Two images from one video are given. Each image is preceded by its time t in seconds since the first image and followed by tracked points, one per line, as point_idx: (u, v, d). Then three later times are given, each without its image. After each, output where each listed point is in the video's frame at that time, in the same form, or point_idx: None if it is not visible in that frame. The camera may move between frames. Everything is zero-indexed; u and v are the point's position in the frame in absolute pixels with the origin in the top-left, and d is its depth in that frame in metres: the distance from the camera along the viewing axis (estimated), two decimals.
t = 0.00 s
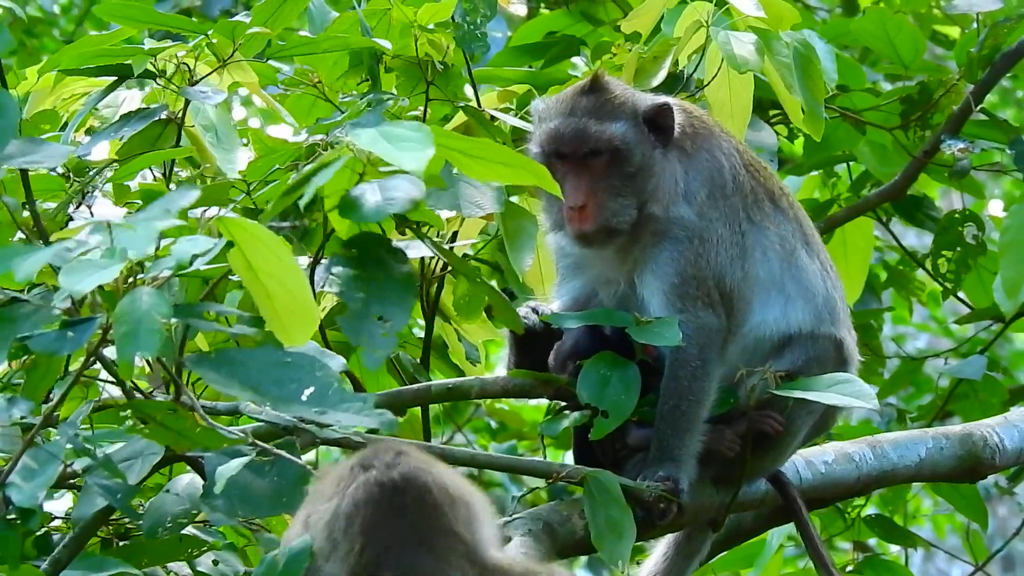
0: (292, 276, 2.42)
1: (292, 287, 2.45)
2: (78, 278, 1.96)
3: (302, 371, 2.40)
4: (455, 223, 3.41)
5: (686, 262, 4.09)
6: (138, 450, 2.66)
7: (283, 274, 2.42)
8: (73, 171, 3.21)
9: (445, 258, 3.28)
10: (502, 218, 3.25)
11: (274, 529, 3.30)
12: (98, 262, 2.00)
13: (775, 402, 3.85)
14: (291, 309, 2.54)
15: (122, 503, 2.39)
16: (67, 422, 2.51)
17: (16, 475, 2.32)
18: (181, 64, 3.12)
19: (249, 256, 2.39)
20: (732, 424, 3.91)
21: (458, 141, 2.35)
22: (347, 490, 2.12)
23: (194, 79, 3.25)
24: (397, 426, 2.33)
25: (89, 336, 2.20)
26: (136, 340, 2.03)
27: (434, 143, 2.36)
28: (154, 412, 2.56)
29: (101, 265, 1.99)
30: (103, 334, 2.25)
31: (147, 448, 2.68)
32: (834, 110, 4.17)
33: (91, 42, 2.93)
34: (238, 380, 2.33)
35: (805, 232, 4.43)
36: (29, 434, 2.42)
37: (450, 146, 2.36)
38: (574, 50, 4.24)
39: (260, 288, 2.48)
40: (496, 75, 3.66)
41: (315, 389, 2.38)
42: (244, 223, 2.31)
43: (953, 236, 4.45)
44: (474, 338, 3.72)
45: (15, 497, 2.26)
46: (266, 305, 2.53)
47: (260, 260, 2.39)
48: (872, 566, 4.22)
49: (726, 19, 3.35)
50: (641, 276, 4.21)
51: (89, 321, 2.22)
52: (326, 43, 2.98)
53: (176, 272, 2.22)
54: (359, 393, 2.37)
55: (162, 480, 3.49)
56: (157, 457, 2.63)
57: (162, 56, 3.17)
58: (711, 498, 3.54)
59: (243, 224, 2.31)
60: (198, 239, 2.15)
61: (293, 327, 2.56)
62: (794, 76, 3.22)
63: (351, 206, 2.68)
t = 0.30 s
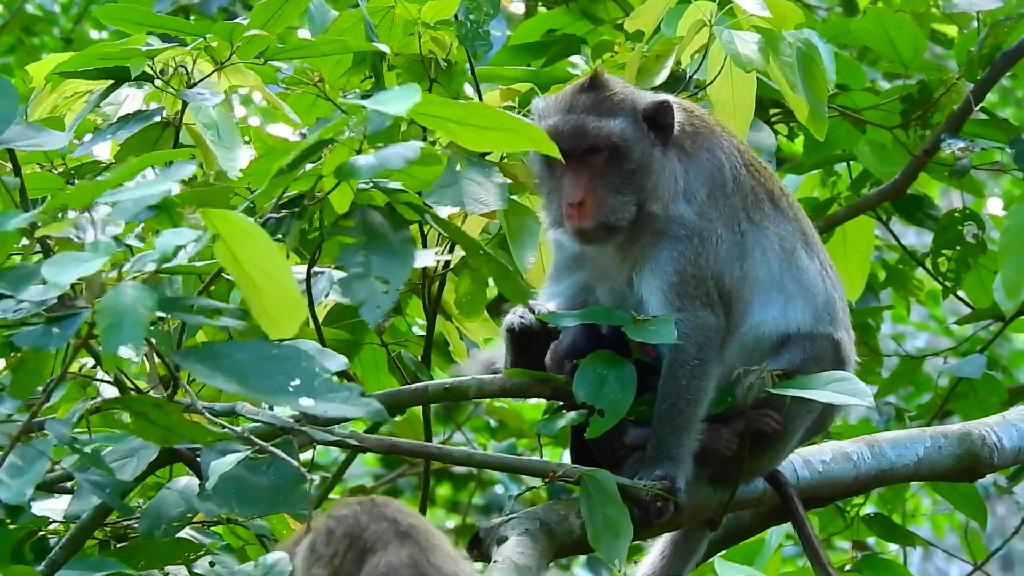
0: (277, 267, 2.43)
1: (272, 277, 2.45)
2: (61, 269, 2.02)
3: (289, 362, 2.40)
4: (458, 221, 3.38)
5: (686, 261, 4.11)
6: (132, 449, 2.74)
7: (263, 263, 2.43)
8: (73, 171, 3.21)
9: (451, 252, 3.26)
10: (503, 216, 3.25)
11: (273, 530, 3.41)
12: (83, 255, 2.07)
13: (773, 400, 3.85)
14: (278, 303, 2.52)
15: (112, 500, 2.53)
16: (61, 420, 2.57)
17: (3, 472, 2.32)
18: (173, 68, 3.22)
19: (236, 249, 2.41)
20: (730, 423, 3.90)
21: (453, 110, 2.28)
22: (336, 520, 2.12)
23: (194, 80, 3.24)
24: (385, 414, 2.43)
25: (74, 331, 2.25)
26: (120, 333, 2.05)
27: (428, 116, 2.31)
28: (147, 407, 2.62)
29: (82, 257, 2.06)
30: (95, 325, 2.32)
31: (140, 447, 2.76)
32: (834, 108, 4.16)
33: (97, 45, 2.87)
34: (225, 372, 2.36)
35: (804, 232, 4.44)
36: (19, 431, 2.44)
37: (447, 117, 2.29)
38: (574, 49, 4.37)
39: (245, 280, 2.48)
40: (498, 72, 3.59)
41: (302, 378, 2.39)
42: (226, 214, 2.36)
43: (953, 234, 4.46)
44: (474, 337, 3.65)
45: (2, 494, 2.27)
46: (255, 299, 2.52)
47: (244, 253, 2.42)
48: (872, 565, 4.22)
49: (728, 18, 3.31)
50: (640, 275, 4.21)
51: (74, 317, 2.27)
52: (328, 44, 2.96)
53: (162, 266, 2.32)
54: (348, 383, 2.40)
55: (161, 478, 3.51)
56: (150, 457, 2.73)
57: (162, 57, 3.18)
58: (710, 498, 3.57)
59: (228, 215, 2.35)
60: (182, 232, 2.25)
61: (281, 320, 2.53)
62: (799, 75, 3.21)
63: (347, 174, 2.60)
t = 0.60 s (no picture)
0: (230, 271, 2.47)
1: (225, 278, 2.48)
2: (10, 275, 2.08)
3: (239, 369, 2.44)
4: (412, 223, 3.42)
5: (635, 262, 4.14)
6: (86, 453, 2.70)
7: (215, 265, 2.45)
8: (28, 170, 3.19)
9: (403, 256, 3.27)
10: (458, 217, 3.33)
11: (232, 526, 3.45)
12: (34, 263, 2.13)
13: (727, 399, 3.89)
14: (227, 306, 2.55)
15: (62, 504, 2.52)
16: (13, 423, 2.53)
17: None
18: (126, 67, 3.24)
19: (186, 254, 2.43)
20: (684, 423, 3.80)
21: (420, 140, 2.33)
22: (302, 502, 3.05)
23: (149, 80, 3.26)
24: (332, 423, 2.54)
25: (24, 337, 2.33)
26: (73, 339, 2.10)
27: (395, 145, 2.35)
28: (99, 412, 2.64)
29: (32, 264, 2.12)
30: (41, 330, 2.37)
31: (95, 451, 2.72)
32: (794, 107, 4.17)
33: (49, 44, 2.87)
34: (174, 379, 2.37)
35: (754, 234, 4.51)
36: None
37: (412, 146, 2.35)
38: (535, 48, 3.96)
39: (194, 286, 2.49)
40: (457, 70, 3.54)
41: (253, 386, 2.45)
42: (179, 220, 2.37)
43: (913, 234, 4.46)
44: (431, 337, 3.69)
45: None
46: (204, 306, 2.53)
47: (194, 256, 2.43)
48: (830, 564, 4.22)
49: (686, 16, 3.32)
50: (590, 276, 4.24)
51: (25, 321, 2.34)
52: (279, 43, 2.96)
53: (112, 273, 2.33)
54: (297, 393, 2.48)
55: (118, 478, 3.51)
56: (105, 459, 2.68)
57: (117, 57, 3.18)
58: (663, 499, 3.52)
59: (180, 220, 2.37)
60: (134, 241, 2.27)
61: (231, 327, 2.55)
62: (755, 73, 3.22)
63: (308, 200, 2.81)
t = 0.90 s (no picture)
0: (204, 274, 2.46)
1: (198, 282, 2.47)
2: None
3: (213, 371, 2.40)
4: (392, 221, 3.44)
5: (612, 259, 4.13)
6: (61, 454, 2.70)
7: (189, 269, 2.44)
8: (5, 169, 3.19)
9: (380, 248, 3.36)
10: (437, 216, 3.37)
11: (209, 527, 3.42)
12: (9, 266, 2.13)
13: (703, 398, 3.91)
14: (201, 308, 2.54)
15: (35, 503, 2.53)
16: None
17: None
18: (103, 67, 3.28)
19: (157, 256, 2.41)
20: (661, 422, 3.82)
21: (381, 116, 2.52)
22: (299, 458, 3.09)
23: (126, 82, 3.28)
24: (305, 426, 2.47)
25: None
26: (47, 343, 2.07)
27: (360, 119, 2.53)
28: (69, 414, 2.62)
29: (11, 267, 2.13)
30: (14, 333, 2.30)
31: (70, 453, 2.72)
32: (771, 107, 4.19)
33: (25, 44, 2.86)
34: (146, 380, 2.34)
35: (727, 232, 4.49)
36: None
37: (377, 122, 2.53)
38: (512, 47, 4.03)
39: (168, 289, 2.48)
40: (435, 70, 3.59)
41: (225, 389, 2.40)
42: (153, 224, 2.36)
43: (891, 234, 4.46)
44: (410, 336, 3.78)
45: None
46: (176, 307, 2.53)
47: (167, 260, 2.42)
48: (807, 564, 4.22)
49: (665, 16, 3.33)
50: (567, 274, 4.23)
51: None
52: (256, 43, 2.97)
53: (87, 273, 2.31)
54: (271, 394, 2.46)
55: (96, 477, 3.52)
56: (81, 461, 2.69)
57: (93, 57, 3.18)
58: (639, 498, 3.53)
59: (153, 225, 2.36)
60: (108, 241, 2.21)
61: (204, 328, 2.55)
62: (733, 75, 3.24)
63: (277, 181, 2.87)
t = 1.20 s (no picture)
0: (184, 270, 2.53)
1: (178, 278, 2.53)
2: None
3: (194, 365, 2.44)
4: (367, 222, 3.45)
5: (600, 252, 4.08)
6: (40, 452, 2.69)
7: (169, 264, 2.50)
8: None
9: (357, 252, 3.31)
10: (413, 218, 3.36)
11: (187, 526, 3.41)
12: None
13: (678, 396, 3.92)
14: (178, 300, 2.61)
15: (15, 499, 2.49)
16: None
17: None
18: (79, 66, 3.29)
19: (138, 251, 2.46)
20: (638, 420, 3.84)
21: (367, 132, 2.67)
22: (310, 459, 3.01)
23: (103, 79, 3.27)
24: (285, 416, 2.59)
25: None
26: (27, 336, 2.08)
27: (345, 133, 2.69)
28: (51, 408, 2.57)
29: None
30: None
31: (50, 451, 2.71)
32: (747, 109, 4.19)
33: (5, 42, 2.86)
34: (130, 373, 2.38)
35: (702, 232, 4.51)
36: None
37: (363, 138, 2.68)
38: (487, 49, 4.08)
39: (147, 281, 2.54)
40: (411, 72, 3.45)
41: (207, 380, 2.44)
42: (144, 224, 2.40)
43: (866, 235, 4.47)
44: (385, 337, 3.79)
45: None
46: (154, 299, 2.59)
47: (149, 254, 2.47)
48: (782, 566, 4.22)
49: (641, 18, 3.36)
50: (551, 267, 4.17)
51: None
52: (234, 42, 3.00)
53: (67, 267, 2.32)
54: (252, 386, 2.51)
55: (68, 479, 3.50)
56: (60, 458, 2.67)
57: (70, 56, 3.19)
58: (617, 497, 3.53)
59: (139, 221, 2.38)
60: (89, 235, 2.24)
61: (181, 320, 2.64)
62: (711, 75, 3.22)
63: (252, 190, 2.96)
